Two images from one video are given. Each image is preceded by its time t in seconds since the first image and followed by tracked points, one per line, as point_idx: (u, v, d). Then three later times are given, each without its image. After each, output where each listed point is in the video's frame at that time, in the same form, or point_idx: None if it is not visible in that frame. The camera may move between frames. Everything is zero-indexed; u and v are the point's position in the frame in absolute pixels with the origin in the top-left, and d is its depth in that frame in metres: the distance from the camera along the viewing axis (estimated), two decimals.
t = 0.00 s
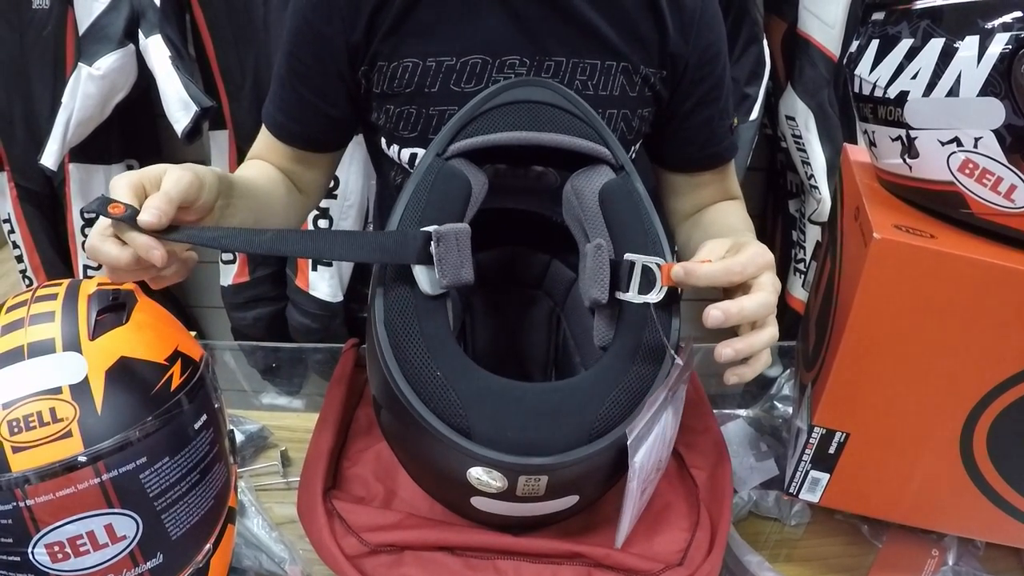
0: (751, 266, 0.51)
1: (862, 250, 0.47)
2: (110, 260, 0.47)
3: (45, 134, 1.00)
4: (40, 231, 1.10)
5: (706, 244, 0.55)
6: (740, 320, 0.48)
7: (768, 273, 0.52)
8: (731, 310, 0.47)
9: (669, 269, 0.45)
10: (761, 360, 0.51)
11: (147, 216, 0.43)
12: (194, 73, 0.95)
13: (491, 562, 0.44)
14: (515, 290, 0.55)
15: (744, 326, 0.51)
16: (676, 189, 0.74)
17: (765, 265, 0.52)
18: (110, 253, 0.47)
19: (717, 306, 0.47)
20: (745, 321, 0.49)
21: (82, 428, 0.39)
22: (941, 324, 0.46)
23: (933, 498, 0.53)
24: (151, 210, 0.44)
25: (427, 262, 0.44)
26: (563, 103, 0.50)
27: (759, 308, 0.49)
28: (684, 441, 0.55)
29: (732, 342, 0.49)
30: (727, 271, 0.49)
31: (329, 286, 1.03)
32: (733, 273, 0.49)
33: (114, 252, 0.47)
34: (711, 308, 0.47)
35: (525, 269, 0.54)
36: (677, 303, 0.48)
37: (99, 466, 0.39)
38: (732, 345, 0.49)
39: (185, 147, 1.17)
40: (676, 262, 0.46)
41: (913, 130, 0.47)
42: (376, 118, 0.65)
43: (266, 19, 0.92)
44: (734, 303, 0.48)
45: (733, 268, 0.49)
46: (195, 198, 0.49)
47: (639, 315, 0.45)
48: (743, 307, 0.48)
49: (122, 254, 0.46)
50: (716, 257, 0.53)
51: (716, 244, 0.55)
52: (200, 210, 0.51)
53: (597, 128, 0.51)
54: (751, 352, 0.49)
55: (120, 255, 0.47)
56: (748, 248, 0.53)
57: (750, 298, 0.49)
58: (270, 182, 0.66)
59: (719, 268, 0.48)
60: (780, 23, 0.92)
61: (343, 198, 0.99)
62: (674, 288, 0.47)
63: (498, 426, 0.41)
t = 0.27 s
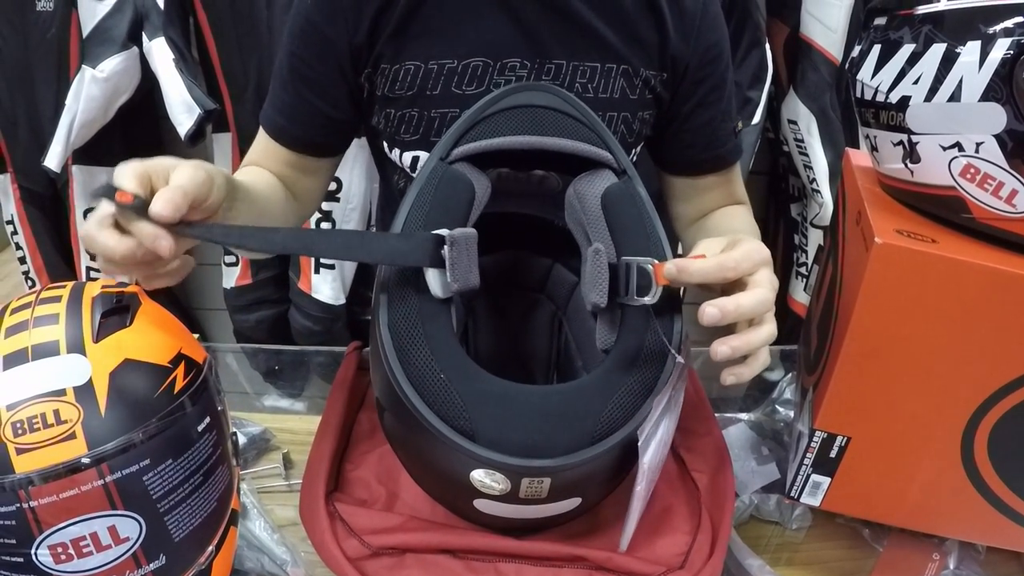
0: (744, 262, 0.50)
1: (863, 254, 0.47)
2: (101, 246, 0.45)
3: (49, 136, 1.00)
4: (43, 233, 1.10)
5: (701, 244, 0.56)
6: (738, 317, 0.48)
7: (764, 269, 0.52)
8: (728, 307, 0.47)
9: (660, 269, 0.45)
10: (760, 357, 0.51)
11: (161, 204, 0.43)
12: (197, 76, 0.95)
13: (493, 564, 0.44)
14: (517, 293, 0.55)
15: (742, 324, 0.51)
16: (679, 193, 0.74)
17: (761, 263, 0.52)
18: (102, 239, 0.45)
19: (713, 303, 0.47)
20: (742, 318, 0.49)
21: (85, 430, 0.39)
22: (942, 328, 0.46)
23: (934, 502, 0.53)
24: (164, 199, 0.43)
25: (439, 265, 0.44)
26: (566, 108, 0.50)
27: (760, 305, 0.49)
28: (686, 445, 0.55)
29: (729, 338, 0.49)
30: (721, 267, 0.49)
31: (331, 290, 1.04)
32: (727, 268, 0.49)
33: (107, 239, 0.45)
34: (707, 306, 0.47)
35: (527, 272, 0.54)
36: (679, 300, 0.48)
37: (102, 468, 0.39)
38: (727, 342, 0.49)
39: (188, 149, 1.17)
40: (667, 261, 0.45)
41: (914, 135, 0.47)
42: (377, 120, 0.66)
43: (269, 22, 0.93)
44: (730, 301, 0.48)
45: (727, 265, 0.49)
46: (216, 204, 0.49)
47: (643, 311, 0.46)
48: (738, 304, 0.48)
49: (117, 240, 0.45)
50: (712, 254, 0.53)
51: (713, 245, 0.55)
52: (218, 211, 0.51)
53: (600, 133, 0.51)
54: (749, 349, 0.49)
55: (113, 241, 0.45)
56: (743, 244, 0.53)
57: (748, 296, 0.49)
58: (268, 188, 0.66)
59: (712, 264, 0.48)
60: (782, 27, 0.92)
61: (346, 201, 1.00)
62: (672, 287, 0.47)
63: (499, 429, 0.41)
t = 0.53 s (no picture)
0: (729, 264, 0.50)
1: (863, 253, 0.47)
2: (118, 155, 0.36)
3: (49, 135, 1.00)
4: (43, 232, 1.10)
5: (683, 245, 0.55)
6: (725, 325, 0.48)
7: (744, 278, 0.52)
8: (714, 314, 0.47)
9: (643, 266, 0.45)
10: (733, 368, 0.51)
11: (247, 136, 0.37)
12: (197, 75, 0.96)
13: (492, 563, 0.44)
14: (517, 292, 0.55)
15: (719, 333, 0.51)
16: (677, 193, 0.74)
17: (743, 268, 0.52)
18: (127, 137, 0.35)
19: (699, 309, 0.47)
20: (727, 327, 0.49)
21: (85, 428, 0.40)
22: (942, 327, 0.46)
23: (933, 501, 0.53)
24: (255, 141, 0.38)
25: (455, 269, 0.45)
26: (564, 106, 0.50)
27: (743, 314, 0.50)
28: (686, 445, 0.55)
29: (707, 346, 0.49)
30: (706, 268, 0.48)
31: (331, 289, 1.04)
32: (711, 270, 0.49)
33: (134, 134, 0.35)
34: (693, 312, 0.47)
35: (526, 271, 0.54)
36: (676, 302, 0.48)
37: (102, 466, 0.39)
38: (709, 350, 0.48)
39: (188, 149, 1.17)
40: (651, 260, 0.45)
41: (914, 135, 0.47)
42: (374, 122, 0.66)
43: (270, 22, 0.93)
44: (717, 308, 0.48)
45: (711, 266, 0.49)
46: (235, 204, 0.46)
47: (635, 320, 0.45)
48: (725, 312, 0.48)
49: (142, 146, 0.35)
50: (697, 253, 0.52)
51: (698, 245, 0.55)
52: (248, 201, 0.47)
53: (598, 132, 0.51)
54: (730, 358, 0.49)
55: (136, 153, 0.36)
56: (726, 247, 0.53)
57: (733, 305, 0.49)
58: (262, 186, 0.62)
59: (697, 266, 0.47)
60: (782, 27, 0.92)
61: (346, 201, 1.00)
62: (658, 286, 0.46)
63: (499, 427, 0.41)
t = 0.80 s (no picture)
0: (727, 268, 0.50)
1: (862, 253, 0.47)
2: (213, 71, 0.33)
3: (49, 135, 1.00)
4: (43, 233, 1.10)
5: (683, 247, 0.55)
6: (725, 331, 0.48)
7: (742, 284, 0.52)
8: (715, 318, 0.47)
9: (641, 265, 0.45)
10: (722, 374, 0.50)
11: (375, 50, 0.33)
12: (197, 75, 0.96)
13: (491, 562, 0.44)
14: (516, 292, 0.54)
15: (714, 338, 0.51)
16: (675, 193, 0.74)
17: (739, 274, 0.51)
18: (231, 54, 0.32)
19: (701, 312, 0.47)
20: (727, 332, 0.49)
21: (85, 428, 0.40)
22: (942, 327, 0.46)
23: (933, 501, 0.53)
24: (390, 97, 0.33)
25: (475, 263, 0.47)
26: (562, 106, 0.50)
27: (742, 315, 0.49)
28: (686, 444, 0.55)
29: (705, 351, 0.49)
30: (704, 270, 0.48)
31: (331, 289, 1.04)
32: (710, 272, 0.49)
33: (239, 54, 0.32)
34: (695, 315, 0.47)
35: (525, 271, 0.54)
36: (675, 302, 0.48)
37: (102, 466, 0.39)
38: (709, 355, 0.49)
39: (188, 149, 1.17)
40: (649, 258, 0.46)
41: (913, 135, 0.47)
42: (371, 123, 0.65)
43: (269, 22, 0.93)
44: (718, 312, 0.48)
45: (710, 269, 0.49)
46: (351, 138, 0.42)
47: (634, 320, 0.46)
48: (723, 316, 0.48)
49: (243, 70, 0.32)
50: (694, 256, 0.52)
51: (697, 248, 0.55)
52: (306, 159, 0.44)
53: (596, 131, 0.51)
54: (726, 365, 0.50)
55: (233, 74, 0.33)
56: (725, 252, 0.52)
57: (733, 309, 0.49)
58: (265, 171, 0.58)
59: (696, 267, 0.48)
60: (782, 27, 0.92)
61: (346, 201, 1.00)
62: (656, 284, 0.47)
63: (497, 428, 0.41)
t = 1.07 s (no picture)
0: (726, 270, 0.50)
1: (861, 252, 0.47)
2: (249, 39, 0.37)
3: (48, 134, 1.00)
4: (42, 232, 1.10)
5: (682, 248, 0.55)
6: (723, 331, 0.48)
7: (740, 285, 0.52)
8: (713, 320, 0.47)
9: (640, 266, 0.45)
10: (722, 374, 0.50)
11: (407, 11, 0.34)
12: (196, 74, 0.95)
13: (491, 562, 0.44)
14: (516, 291, 0.54)
15: (712, 340, 0.51)
16: (677, 195, 0.74)
17: (739, 275, 0.51)
18: (266, 17, 0.35)
19: (698, 314, 0.47)
20: (725, 333, 0.49)
21: (85, 427, 0.40)
22: (941, 326, 0.46)
23: (932, 500, 0.53)
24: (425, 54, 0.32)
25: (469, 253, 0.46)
26: (562, 105, 0.50)
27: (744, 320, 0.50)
28: (685, 443, 0.55)
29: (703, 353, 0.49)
30: (702, 271, 0.48)
31: (330, 288, 1.04)
32: (708, 273, 0.48)
33: (273, 18, 0.35)
34: (693, 317, 0.47)
35: (525, 270, 0.54)
36: (673, 304, 0.48)
37: (102, 465, 0.39)
38: (706, 357, 0.49)
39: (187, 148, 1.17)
40: (648, 260, 0.46)
41: (913, 133, 0.47)
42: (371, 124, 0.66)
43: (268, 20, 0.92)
44: (715, 314, 0.48)
45: (709, 269, 0.48)
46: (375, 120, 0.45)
47: (633, 322, 0.46)
48: (720, 318, 0.48)
49: (276, 30, 0.35)
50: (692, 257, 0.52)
51: (695, 248, 0.55)
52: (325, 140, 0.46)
53: (596, 131, 0.51)
54: (725, 366, 0.50)
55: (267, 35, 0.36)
56: (724, 252, 0.52)
57: (731, 310, 0.49)
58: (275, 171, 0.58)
59: (694, 268, 0.47)
60: (781, 26, 0.92)
61: (345, 200, 1.00)
62: (655, 285, 0.47)
63: (496, 427, 0.41)
